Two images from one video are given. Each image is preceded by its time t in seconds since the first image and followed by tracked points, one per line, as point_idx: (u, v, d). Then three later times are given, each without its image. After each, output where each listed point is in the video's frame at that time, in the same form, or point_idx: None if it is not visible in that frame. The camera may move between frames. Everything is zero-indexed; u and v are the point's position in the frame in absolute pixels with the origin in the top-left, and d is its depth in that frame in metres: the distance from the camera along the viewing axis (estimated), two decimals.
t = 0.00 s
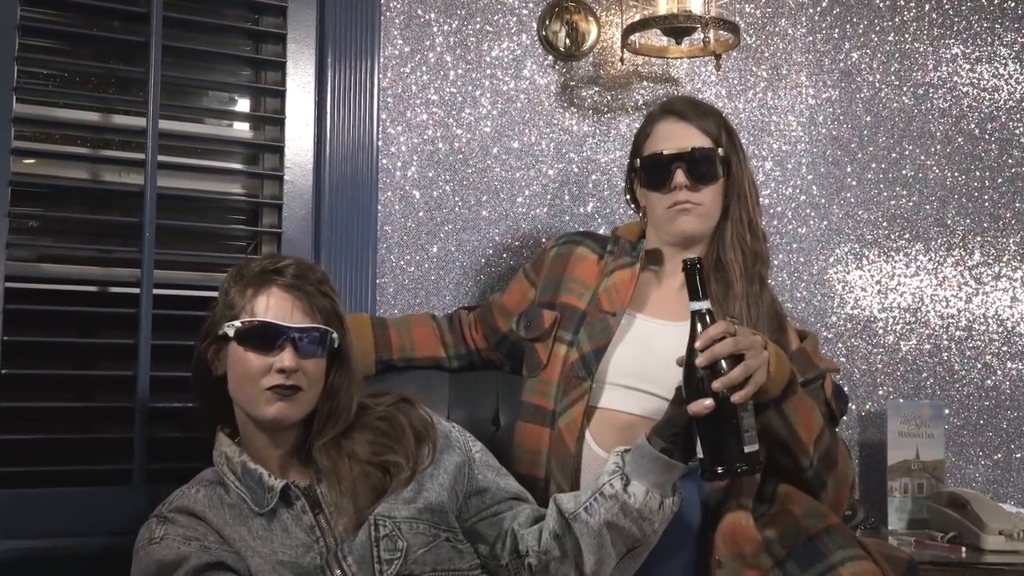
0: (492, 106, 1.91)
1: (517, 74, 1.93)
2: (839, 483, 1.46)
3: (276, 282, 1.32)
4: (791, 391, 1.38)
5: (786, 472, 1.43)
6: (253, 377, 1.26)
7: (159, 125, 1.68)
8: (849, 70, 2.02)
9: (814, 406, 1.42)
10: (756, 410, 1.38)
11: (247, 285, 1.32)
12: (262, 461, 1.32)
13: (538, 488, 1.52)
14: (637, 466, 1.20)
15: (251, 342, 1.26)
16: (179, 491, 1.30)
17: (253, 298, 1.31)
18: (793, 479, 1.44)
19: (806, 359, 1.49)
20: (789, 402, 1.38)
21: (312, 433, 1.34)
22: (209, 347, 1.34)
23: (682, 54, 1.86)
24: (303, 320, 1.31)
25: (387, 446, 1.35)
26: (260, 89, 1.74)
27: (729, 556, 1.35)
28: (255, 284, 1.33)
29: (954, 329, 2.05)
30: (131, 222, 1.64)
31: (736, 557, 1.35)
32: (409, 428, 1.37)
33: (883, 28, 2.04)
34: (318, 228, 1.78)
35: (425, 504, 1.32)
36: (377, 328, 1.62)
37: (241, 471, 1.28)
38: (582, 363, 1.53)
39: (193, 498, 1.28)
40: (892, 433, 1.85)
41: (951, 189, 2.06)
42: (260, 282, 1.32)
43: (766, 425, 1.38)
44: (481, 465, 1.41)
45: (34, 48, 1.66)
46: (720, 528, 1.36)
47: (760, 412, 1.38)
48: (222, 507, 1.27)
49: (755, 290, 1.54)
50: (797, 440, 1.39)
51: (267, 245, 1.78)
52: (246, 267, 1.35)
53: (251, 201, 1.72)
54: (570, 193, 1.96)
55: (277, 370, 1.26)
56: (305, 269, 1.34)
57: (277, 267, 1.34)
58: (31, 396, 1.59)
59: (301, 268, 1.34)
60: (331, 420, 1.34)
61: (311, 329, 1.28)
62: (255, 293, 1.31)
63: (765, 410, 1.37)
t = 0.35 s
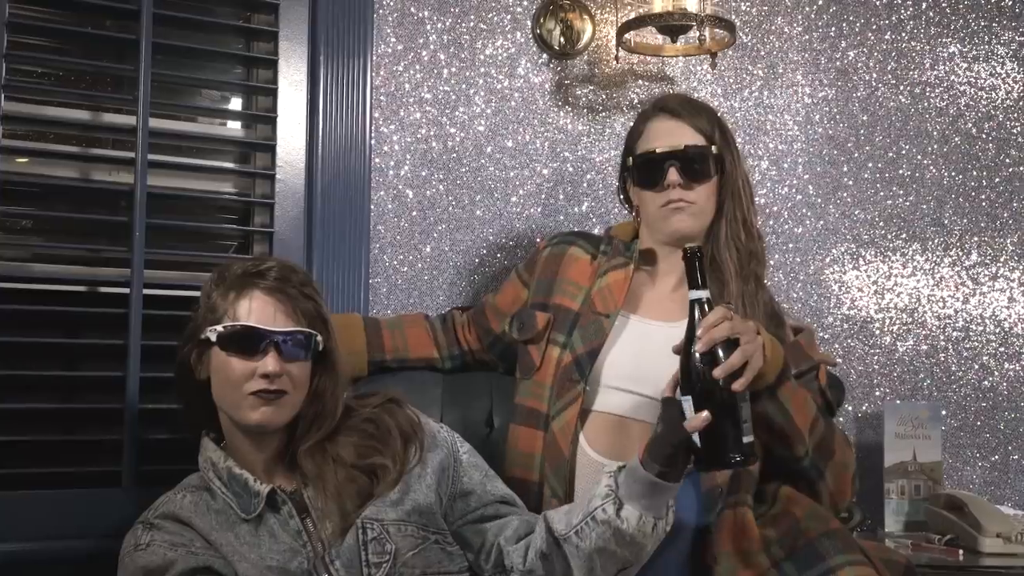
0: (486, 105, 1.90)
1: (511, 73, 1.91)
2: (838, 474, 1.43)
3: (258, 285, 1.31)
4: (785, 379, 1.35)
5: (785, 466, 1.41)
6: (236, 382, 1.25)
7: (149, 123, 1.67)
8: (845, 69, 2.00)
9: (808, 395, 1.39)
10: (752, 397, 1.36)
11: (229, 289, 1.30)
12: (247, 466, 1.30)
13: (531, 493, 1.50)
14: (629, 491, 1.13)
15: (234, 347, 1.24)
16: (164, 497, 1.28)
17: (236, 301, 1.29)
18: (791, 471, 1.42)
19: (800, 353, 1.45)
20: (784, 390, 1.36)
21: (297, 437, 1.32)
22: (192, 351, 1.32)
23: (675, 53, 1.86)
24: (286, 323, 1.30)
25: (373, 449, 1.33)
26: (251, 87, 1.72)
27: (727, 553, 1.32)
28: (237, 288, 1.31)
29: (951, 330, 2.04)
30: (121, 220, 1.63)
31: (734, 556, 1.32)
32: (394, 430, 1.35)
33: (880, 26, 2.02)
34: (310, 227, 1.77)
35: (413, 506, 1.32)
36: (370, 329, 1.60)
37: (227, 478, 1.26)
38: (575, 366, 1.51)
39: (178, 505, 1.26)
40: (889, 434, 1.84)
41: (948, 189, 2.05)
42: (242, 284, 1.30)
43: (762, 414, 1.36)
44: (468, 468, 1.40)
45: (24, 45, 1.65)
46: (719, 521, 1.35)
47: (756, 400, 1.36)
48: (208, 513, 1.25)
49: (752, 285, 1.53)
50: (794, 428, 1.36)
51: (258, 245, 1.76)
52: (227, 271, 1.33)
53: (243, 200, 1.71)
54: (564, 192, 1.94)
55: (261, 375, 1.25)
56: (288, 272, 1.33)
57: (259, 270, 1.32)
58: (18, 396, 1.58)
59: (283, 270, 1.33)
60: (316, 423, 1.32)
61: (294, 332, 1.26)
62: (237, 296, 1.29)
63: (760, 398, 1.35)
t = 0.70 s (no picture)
0: (483, 101, 1.88)
1: (509, 69, 1.90)
2: (828, 431, 1.39)
3: (259, 283, 1.30)
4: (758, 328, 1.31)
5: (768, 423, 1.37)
6: (235, 380, 1.23)
7: (143, 118, 1.65)
8: (845, 65, 1.99)
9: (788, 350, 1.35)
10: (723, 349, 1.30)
11: (230, 286, 1.29)
12: (243, 465, 1.29)
13: (529, 491, 1.47)
14: None
15: (234, 345, 1.23)
16: (161, 496, 1.27)
17: (236, 298, 1.28)
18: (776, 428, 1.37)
19: (795, 330, 1.46)
20: (759, 339, 1.32)
21: (294, 437, 1.31)
22: (191, 347, 1.31)
23: (673, 48, 1.85)
24: (287, 322, 1.28)
25: (369, 450, 1.33)
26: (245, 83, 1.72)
27: (726, 521, 1.37)
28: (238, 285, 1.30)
29: (951, 328, 2.02)
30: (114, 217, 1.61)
31: (734, 523, 1.37)
32: (392, 431, 1.35)
33: (879, 22, 2.01)
34: (305, 224, 1.75)
35: (408, 504, 1.30)
36: (366, 328, 1.59)
37: (223, 476, 1.25)
38: (573, 364, 1.48)
39: (175, 503, 1.25)
40: (889, 432, 1.83)
41: (948, 186, 2.04)
42: (243, 282, 1.29)
43: (737, 364, 1.31)
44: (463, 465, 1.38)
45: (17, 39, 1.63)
46: (718, 490, 1.38)
47: (730, 353, 1.31)
48: (204, 512, 1.24)
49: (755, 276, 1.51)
50: (771, 380, 1.32)
51: (253, 241, 1.74)
52: (228, 268, 1.32)
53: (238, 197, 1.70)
54: (562, 189, 1.93)
55: (260, 374, 1.23)
56: (289, 272, 1.32)
57: (260, 268, 1.31)
58: (11, 394, 1.56)
59: (285, 270, 1.32)
60: (314, 424, 1.31)
61: (295, 330, 1.25)
62: (238, 294, 1.28)
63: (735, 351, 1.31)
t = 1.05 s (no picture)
0: (487, 98, 1.88)
1: (512, 66, 1.89)
2: (836, 410, 1.39)
3: (281, 278, 1.32)
4: (762, 304, 1.30)
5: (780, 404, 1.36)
6: (253, 375, 1.26)
7: (146, 115, 1.65)
8: (849, 63, 1.99)
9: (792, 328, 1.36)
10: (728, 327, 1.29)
11: (251, 279, 1.32)
12: (255, 460, 1.30)
13: (535, 489, 1.47)
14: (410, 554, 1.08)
15: (253, 339, 1.25)
16: (173, 490, 1.29)
17: (257, 292, 1.30)
18: (787, 408, 1.36)
19: (796, 317, 1.47)
20: (764, 317, 1.31)
21: (304, 434, 1.31)
22: (211, 339, 1.33)
23: (679, 46, 1.81)
24: (306, 318, 1.31)
25: (378, 447, 1.31)
26: (248, 79, 1.71)
27: (739, 515, 1.35)
28: (260, 279, 1.32)
29: (956, 326, 2.02)
30: (118, 214, 1.61)
31: (747, 516, 1.36)
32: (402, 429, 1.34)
33: (884, 21, 2.01)
34: (309, 222, 1.75)
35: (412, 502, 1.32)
36: (371, 324, 1.58)
37: (233, 471, 1.27)
38: (578, 360, 1.48)
39: (186, 497, 1.27)
40: (894, 431, 1.83)
41: (953, 184, 2.03)
42: (265, 275, 1.32)
43: (744, 344, 1.31)
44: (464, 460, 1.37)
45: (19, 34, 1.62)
46: (730, 483, 1.36)
47: (735, 332, 1.30)
48: (213, 506, 1.26)
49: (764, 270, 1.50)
50: (779, 357, 1.32)
51: (258, 238, 1.75)
52: (250, 262, 1.34)
53: (242, 194, 1.70)
54: (566, 187, 1.92)
55: (278, 369, 1.25)
56: (311, 267, 1.34)
57: (282, 263, 1.33)
58: (13, 392, 1.55)
59: (307, 265, 1.34)
60: (324, 420, 1.31)
61: (315, 325, 1.27)
62: (260, 287, 1.31)
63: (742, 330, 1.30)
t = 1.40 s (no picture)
0: (496, 101, 1.91)
1: (521, 70, 1.92)
2: (862, 377, 1.42)
3: (293, 280, 1.35)
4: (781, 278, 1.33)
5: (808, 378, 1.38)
6: (267, 374, 1.28)
7: (162, 116, 1.66)
8: (851, 67, 2.02)
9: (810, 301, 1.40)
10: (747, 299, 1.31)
11: (264, 280, 1.35)
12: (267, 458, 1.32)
13: (546, 485, 1.49)
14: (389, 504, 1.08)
15: (266, 338, 1.28)
16: (187, 488, 1.30)
17: (270, 292, 1.33)
18: (815, 379, 1.39)
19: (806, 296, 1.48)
20: (784, 291, 1.34)
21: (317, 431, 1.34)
22: (225, 338, 1.36)
23: (685, 50, 1.87)
24: (318, 319, 1.34)
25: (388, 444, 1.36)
26: (261, 82, 1.74)
27: (752, 508, 1.39)
28: (273, 280, 1.36)
29: (955, 326, 2.05)
30: (135, 213, 1.63)
31: (759, 511, 1.39)
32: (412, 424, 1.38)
33: (885, 26, 2.04)
34: (322, 223, 1.78)
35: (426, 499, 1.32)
36: (383, 323, 1.61)
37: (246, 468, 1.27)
38: (589, 357, 1.52)
39: (200, 494, 1.27)
40: (896, 430, 1.86)
41: (953, 187, 2.07)
42: (278, 277, 1.35)
43: (768, 318, 1.33)
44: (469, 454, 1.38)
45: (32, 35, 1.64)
46: (745, 477, 1.40)
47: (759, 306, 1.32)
48: (231, 504, 1.26)
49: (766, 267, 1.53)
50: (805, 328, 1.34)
51: (271, 238, 1.78)
52: (265, 264, 1.38)
53: (253, 194, 1.73)
54: (573, 189, 1.96)
55: (288, 369, 1.28)
56: (323, 269, 1.37)
57: (295, 264, 1.37)
58: (31, 390, 1.57)
59: (319, 268, 1.38)
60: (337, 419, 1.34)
61: (326, 328, 1.29)
62: (273, 288, 1.34)
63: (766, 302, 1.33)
